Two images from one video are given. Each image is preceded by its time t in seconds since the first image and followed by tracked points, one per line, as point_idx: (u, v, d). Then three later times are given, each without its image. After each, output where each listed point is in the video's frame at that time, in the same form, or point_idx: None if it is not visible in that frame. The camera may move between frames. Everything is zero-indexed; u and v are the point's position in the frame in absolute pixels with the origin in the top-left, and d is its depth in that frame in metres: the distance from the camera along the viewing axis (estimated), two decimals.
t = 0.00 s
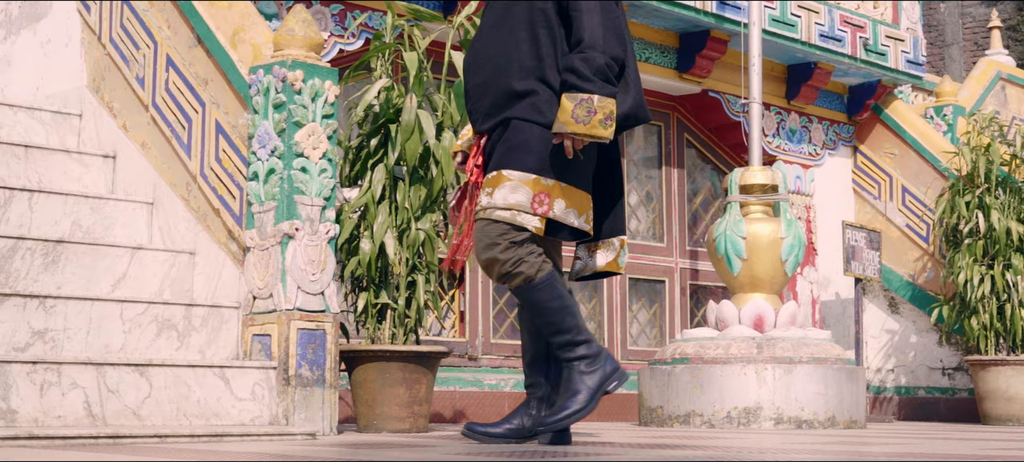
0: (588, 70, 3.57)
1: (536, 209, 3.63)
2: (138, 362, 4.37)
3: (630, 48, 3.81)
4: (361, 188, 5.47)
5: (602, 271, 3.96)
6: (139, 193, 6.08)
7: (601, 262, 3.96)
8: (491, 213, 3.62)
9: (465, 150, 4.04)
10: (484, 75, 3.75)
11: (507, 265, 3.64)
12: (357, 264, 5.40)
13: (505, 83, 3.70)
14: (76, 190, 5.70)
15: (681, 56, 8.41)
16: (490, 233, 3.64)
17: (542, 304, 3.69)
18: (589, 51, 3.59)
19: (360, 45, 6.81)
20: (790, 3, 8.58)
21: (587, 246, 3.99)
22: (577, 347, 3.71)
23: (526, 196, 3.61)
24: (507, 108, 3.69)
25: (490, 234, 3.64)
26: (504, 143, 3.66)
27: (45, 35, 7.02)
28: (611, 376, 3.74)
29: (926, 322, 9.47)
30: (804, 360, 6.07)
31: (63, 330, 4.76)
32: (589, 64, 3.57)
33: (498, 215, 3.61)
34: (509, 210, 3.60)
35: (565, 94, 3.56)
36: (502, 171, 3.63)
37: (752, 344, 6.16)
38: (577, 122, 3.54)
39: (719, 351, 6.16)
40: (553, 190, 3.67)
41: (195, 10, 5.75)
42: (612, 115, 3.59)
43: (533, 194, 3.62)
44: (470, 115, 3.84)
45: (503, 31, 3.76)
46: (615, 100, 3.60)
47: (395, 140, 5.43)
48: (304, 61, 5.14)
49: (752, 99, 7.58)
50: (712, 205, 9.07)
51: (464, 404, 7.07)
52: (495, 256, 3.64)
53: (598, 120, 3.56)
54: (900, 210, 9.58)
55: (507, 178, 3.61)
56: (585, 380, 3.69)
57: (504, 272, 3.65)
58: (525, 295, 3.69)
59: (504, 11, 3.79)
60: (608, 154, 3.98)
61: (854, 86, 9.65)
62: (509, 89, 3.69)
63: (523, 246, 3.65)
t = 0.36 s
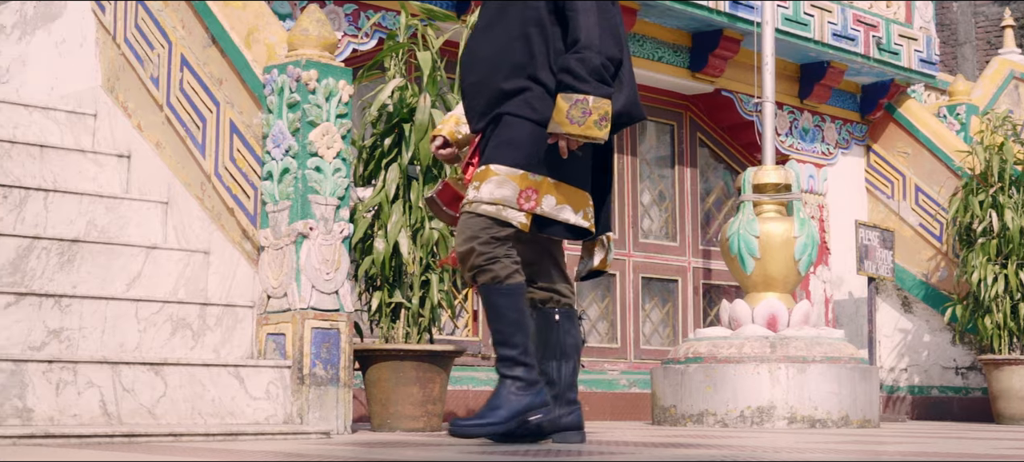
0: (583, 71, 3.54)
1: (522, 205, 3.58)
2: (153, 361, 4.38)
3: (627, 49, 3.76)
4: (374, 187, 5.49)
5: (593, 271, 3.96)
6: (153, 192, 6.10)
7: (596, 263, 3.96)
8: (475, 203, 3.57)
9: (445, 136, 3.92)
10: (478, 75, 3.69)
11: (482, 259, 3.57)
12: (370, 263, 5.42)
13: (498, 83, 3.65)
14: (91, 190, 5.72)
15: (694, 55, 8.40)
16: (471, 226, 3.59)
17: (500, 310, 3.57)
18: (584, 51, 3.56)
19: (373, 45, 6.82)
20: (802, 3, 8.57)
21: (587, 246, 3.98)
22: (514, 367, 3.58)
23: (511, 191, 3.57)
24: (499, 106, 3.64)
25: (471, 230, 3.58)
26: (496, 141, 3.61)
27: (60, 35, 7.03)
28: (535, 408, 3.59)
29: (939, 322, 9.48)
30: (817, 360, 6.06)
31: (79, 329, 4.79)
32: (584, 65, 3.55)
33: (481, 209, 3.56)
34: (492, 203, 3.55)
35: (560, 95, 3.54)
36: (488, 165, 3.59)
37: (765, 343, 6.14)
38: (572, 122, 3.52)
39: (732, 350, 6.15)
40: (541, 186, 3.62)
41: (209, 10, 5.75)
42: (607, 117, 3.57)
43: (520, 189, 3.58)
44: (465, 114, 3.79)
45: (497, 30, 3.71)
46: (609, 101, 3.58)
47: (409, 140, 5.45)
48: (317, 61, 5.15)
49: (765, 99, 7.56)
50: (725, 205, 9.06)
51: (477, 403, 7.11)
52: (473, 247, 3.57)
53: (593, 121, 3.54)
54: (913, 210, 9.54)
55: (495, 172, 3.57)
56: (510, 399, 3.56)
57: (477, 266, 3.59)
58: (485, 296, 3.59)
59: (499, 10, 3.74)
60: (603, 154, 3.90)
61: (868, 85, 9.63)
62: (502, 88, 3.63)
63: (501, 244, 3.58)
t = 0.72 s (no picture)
0: (576, 74, 3.47)
1: (520, 209, 3.53)
2: (167, 361, 4.40)
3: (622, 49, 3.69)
4: (388, 187, 5.50)
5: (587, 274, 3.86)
6: (167, 191, 6.12)
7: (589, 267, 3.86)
8: (475, 201, 3.52)
9: (434, 125, 3.79)
10: (470, 76, 3.62)
11: (467, 261, 3.52)
12: (384, 263, 5.44)
13: (491, 85, 3.58)
14: (106, 190, 5.75)
15: (707, 54, 8.39)
16: (467, 227, 3.55)
17: (464, 315, 3.50)
18: (577, 54, 3.48)
19: (386, 45, 6.82)
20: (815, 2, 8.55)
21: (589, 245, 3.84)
22: (450, 374, 3.49)
23: (508, 196, 3.51)
24: (493, 108, 3.57)
25: (467, 231, 3.54)
26: (490, 144, 3.56)
27: (74, 35, 7.10)
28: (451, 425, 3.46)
29: (953, 321, 9.43)
30: (831, 359, 6.05)
31: (94, 328, 4.80)
32: (577, 68, 3.48)
33: (479, 212, 3.51)
34: (489, 207, 3.51)
35: (553, 98, 3.48)
36: (484, 171, 3.54)
37: (779, 342, 6.13)
38: (564, 125, 3.47)
39: (746, 350, 6.14)
40: (540, 190, 3.56)
41: (223, 10, 5.76)
42: (601, 119, 3.50)
43: (517, 193, 3.52)
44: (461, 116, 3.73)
45: (491, 31, 3.64)
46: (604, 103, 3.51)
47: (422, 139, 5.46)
48: (331, 61, 5.16)
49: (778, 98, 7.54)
50: (738, 204, 9.04)
51: (489, 403, 7.07)
52: (465, 247, 3.52)
53: (587, 124, 3.48)
54: (927, 209, 9.50)
55: (490, 178, 3.52)
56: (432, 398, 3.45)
57: (461, 267, 3.53)
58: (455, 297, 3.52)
59: (492, 10, 3.66)
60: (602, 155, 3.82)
61: (880, 84, 9.61)
62: (495, 90, 3.57)
63: (490, 253, 3.53)
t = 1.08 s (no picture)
0: (568, 78, 3.53)
1: (513, 215, 3.60)
2: (183, 361, 4.40)
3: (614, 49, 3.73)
4: (402, 186, 5.49)
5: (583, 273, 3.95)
6: (182, 192, 6.12)
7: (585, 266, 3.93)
8: (470, 205, 3.61)
9: (433, 123, 3.95)
10: (463, 80, 3.69)
11: (456, 263, 3.60)
12: (399, 262, 5.43)
13: (482, 90, 3.64)
14: (121, 190, 5.76)
15: (721, 54, 8.37)
16: (462, 231, 3.63)
17: (439, 315, 3.56)
18: (568, 57, 3.54)
19: (401, 44, 6.83)
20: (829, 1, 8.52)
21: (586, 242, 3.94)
22: (415, 371, 3.56)
23: (500, 203, 3.59)
24: (485, 113, 3.64)
25: (461, 237, 3.62)
26: (482, 149, 3.63)
27: (89, 36, 7.10)
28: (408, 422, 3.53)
29: (967, 321, 9.41)
30: (846, 359, 6.02)
31: (110, 327, 4.81)
32: (569, 72, 3.54)
33: (473, 217, 3.60)
34: (481, 213, 3.58)
35: (544, 103, 3.56)
36: (477, 178, 3.62)
37: (794, 342, 6.11)
38: (556, 132, 3.54)
39: (760, 349, 6.14)
40: (532, 196, 3.63)
41: (237, 10, 5.78)
42: (593, 123, 3.57)
43: (509, 200, 3.60)
44: (456, 119, 3.80)
45: (483, 34, 3.69)
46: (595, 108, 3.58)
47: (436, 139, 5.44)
48: (345, 61, 5.17)
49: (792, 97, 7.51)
50: (752, 203, 9.02)
51: (504, 402, 7.04)
52: (458, 249, 3.61)
53: (578, 129, 3.55)
54: (941, 208, 9.49)
55: (483, 185, 3.60)
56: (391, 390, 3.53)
57: (449, 269, 3.61)
58: (440, 297, 3.59)
59: (485, 10, 3.72)
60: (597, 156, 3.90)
61: (895, 83, 9.56)
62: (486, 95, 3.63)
63: (479, 260, 3.61)
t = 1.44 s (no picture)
0: (554, 82, 3.50)
1: (495, 219, 3.61)
2: (197, 360, 4.41)
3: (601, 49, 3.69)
4: (416, 187, 5.49)
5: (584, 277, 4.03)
6: (196, 191, 6.13)
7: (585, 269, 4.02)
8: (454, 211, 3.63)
9: (441, 131, 3.97)
10: (449, 83, 3.72)
11: (445, 269, 3.64)
12: (413, 262, 5.41)
13: (468, 93, 3.67)
14: (135, 190, 5.78)
15: (734, 53, 8.36)
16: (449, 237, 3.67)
17: (432, 322, 3.64)
18: (554, 60, 3.50)
19: (414, 44, 6.83)
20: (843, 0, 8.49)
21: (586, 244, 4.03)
22: (411, 380, 3.64)
23: (482, 206, 3.60)
24: (471, 117, 3.67)
25: (449, 242, 3.66)
26: (468, 153, 3.64)
27: (103, 36, 7.10)
28: (409, 429, 3.61)
29: (982, 320, 9.32)
30: (859, 359, 6.00)
31: (124, 327, 4.82)
32: (555, 76, 3.50)
33: (457, 223, 3.62)
34: (464, 218, 3.61)
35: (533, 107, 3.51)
36: (461, 182, 3.63)
37: (807, 342, 6.10)
38: (545, 137, 3.51)
39: (774, 349, 6.13)
40: (516, 199, 3.63)
41: (252, 10, 5.78)
42: (581, 127, 3.54)
43: (492, 203, 3.61)
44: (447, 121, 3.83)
45: (468, 37, 3.72)
46: (583, 110, 3.55)
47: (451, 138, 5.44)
48: (360, 60, 5.17)
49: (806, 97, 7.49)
50: (765, 203, 9.00)
51: (518, 402, 7.04)
52: (444, 255, 3.65)
53: (567, 133, 3.52)
54: (954, 208, 9.48)
55: (467, 189, 3.62)
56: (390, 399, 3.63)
57: (440, 275, 3.66)
58: (432, 304, 3.66)
59: (470, 14, 3.74)
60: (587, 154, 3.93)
61: (908, 82, 9.56)
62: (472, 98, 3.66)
63: (468, 264, 3.64)
